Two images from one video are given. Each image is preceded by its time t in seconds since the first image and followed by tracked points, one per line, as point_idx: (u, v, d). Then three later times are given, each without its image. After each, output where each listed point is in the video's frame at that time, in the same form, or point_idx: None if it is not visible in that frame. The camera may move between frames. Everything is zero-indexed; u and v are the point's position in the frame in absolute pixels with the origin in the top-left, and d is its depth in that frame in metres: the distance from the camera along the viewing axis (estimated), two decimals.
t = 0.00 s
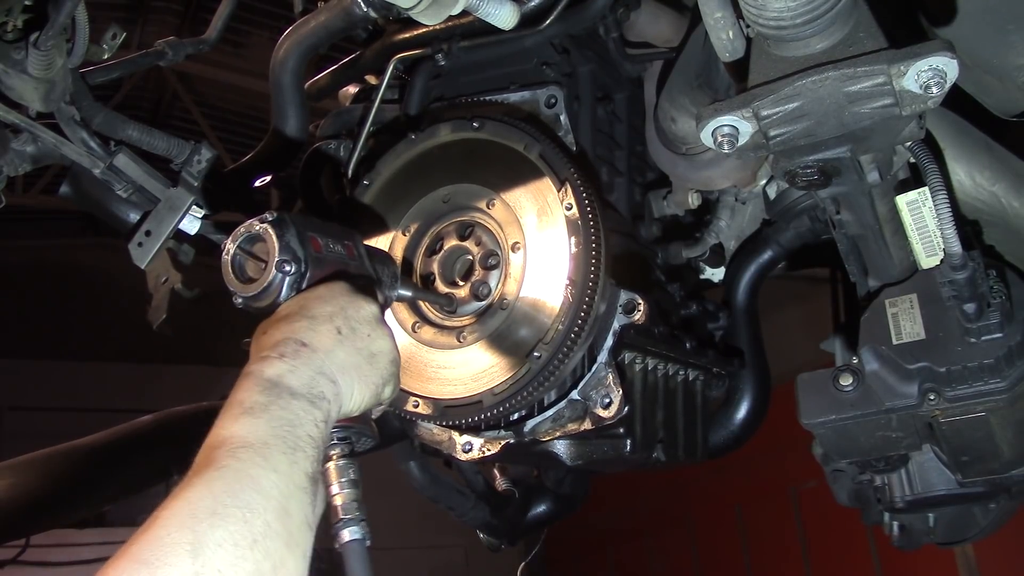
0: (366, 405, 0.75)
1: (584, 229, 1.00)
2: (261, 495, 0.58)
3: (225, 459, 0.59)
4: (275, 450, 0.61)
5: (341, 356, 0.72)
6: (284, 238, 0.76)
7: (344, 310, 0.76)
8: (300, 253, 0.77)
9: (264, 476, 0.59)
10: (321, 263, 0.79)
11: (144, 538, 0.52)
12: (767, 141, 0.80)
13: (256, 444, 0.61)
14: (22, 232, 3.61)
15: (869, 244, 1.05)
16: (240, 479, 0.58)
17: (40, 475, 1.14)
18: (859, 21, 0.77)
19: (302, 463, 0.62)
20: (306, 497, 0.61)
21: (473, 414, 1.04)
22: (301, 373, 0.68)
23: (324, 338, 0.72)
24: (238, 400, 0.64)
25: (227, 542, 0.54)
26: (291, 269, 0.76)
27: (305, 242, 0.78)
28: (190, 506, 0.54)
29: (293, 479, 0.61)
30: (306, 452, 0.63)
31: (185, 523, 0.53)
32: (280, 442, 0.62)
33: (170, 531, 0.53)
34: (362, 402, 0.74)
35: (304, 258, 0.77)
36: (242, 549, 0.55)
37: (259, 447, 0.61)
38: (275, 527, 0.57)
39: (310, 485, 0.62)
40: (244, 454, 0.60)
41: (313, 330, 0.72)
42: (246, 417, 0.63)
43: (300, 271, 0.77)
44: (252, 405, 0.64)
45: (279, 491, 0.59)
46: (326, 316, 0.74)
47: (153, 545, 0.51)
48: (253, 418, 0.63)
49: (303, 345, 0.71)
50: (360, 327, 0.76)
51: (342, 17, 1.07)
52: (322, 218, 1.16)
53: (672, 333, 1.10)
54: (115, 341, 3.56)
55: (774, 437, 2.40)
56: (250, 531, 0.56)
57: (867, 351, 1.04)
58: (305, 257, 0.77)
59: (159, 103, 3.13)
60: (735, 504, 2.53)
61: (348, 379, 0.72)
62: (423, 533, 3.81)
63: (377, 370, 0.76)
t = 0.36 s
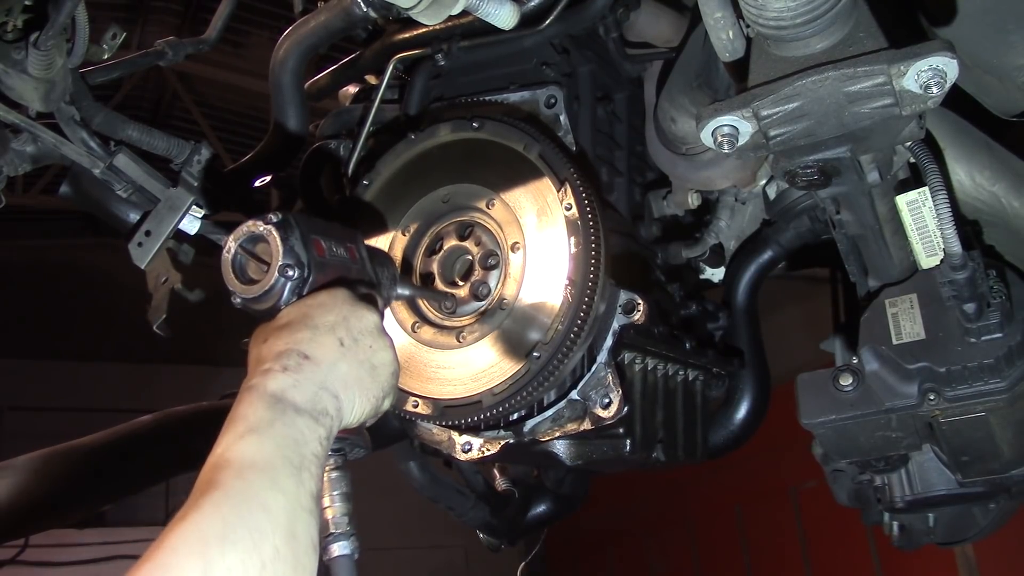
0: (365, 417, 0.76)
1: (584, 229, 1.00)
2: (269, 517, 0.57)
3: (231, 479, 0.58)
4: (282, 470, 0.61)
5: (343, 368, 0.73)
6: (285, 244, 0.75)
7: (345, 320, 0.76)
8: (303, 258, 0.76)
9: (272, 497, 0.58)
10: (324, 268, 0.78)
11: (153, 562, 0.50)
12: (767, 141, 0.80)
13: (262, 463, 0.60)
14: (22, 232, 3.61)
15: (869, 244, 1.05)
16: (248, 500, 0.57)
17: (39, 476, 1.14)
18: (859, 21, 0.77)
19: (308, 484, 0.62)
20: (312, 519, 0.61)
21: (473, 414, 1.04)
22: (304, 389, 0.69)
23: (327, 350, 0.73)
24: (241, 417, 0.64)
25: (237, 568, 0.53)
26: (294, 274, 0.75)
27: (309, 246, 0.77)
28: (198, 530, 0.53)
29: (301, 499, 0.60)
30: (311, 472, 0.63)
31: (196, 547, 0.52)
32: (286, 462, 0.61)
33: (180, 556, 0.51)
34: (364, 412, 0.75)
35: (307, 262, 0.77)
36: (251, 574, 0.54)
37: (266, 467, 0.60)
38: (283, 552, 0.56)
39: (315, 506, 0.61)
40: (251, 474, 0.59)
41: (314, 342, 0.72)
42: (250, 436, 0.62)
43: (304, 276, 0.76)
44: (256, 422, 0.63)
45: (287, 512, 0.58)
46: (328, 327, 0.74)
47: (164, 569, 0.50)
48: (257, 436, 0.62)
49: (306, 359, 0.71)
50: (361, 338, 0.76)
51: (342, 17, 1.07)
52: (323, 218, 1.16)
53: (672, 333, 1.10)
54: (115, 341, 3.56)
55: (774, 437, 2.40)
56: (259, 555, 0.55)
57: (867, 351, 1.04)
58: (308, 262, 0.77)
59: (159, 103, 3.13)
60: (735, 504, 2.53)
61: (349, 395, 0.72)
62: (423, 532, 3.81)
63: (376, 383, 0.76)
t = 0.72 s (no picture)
0: (391, 404, 0.69)
1: (584, 229, 1.00)
2: (285, 508, 0.53)
3: (246, 467, 0.54)
4: (300, 458, 0.56)
5: (366, 353, 0.66)
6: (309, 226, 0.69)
7: (368, 305, 0.69)
8: (328, 244, 0.70)
9: (288, 486, 0.54)
10: (349, 253, 0.72)
11: (162, 559, 0.48)
12: (767, 141, 0.80)
13: (279, 452, 0.56)
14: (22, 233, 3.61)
15: (869, 245, 1.05)
16: (263, 490, 0.53)
17: (40, 477, 1.13)
18: (859, 21, 0.77)
19: (327, 470, 0.57)
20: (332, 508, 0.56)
21: (473, 414, 1.04)
22: (324, 373, 0.63)
23: (348, 335, 0.66)
24: (259, 403, 0.59)
25: (252, 561, 0.50)
26: (319, 258, 0.69)
27: (334, 230, 0.71)
28: (210, 524, 0.50)
29: (319, 488, 0.56)
30: (330, 458, 0.58)
31: (207, 540, 0.49)
32: (305, 449, 0.57)
33: (189, 551, 0.48)
34: (387, 400, 0.68)
35: (332, 247, 0.70)
36: (266, 569, 0.50)
37: (283, 455, 0.56)
38: (300, 544, 0.52)
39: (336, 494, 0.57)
40: (267, 461, 0.55)
41: (337, 325, 0.66)
42: (269, 421, 0.58)
43: (327, 261, 0.69)
44: (274, 408, 0.58)
45: (304, 504, 0.54)
46: (351, 311, 0.68)
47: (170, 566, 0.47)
48: (274, 423, 0.58)
49: (327, 341, 0.64)
50: (385, 323, 0.69)
51: (342, 17, 1.07)
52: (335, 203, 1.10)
53: (672, 333, 1.10)
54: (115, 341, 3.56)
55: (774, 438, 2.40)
56: (274, 548, 0.51)
57: (867, 351, 1.04)
58: (333, 246, 0.70)
59: (159, 103, 3.13)
60: (735, 504, 2.53)
61: (371, 378, 0.66)
62: (423, 532, 3.82)
63: (398, 369, 0.69)
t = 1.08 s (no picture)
0: (416, 378, 0.71)
1: (584, 229, 1.00)
2: (307, 478, 0.53)
3: (270, 436, 0.54)
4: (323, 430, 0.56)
5: (393, 327, 0.68)
6: (330, 214, 0.74)
7: (393, 285, 0.72)
8: (349, 230, 0.75)
9: (312, 457, 0.54)
10: (370, 240, 0.77)
11: (184, 523, 0.48)
12: (767, 141, 0.80)
13: (303, 421, 0.56)
14: (21, 233, 3.61)
15: (868, 245, 1.05)
16: (285, 459, 0.53)
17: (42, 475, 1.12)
18: (859, 21, 0.77)
19: (350, 443, 0.58)
20: (353, 479, 0.57)
21: (473, 414, 1.04)
22: (352, 344, 0.64)
23: (376, 308, 0.68)
24: (285, 372, 0.59)
25: (271, 527, 0.50)
26: (340, 244, 0.73)
27: (354, 220, 0.76)
28: (233, 489, 0.50)
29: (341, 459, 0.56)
30: (353, 430, 0.58)
31: (228, 508, 0.49)
32: (328, 420, 0.57)
33: (212, 516, 0.48)
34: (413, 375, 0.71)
35: (353, 235, 0.75)
36: (285, 534, 0.51)
37: (307, 425, 0.56)
38: (319, 513, 0.53)
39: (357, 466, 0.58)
40: (291, 430, 0.55)
41: (364, 300, 0.68)
42: (294, 392, 0.58)
43: (350, 246, 0.74)
44: (300, 380, 0.58)
45: (325, 474, 0.54)
46: (377, 288, 0.70)
47: (195, 531, 0.47)
48: (300, 394, 0.58)
49: (353, 315, 0.66)
50: (409, 302, 0.72)
51: (342, 17, 1.07)
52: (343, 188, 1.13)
53: (672, 332, 1.11)
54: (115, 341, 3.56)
55: (773, 438, 2.40)
56: (293, 516, 0.51)
57: (866, 351, 1.04)
58: (354, 233, 0.75)
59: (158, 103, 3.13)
60: (735, 504, 2.53)
61: (399, 351, 0.68)
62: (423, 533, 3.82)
63: (426, 344, 0.72)
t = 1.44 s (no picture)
0: (420, 381, 0.72)
1: (584, 229, 1.00)
2: (310, 472, 0.54)
3: (275, 431, 0.55)
4: (325, 425, 0.57)
5: (399, 327, 0.70)
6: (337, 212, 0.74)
7: (400, 285, 0.74)
8: (356, 227, 0.76)
9: (314, 451, 0.55)
10: (375, 239, 0.78)
11: (190, 516, 0.48)
12: (767, 140, 0.80)
13: (307, 417, 0.57)
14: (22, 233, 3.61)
15: (868, 245, 1.05)
16: (287, 454, 0.53)
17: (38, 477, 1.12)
18: (859, 21, 0.77)
19: (352, 439, 0.58)
20: (356, 474, 0.57)
21: (473, 414, 1.04)
22: (358, 343, 0.65)
23: (381, 308, 0.70)
24: (293, 370, 0.61)
25: (274, 520, 0.50)
26: (347, 242, 0.74)
27: (360, 217, 0.77)
28: (235, 483, 0.50)
29: (344, 454, 0.57)
30: (356, 427, 0.59)
31: (231, 500, 0.49)
32: (331, 416, 0.58)
33: (216, 508, 0.48)
34: (419, 378, 0.72)
35: (359, 232, 0.76)
36: (287, 529, 0.50)
37: (310, 421, 0.57)
38: (321, 506, 0.53)
39: (361, 462, 0.58)
40: (294, 426, 0.56)
41: (371, 301, 0.70)
42: (299, 391, 0.59)
43: (356, 244, 0.75)
44: (307, 376, 0.60)
45: (327, 467, 0.55)
46: (384, 288, 0.72)
47: (200, 521, 0.47)
48: (304, 390, 0.59)
49: (361, 314, 0.68)
50: (415, 303, 0.74)
51: (342, 17, 1.07)
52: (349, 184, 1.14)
53: (672, 332, 1.11)
54: (115, 341, 3.56)
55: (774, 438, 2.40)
56: (296, 509, 0.52)
57: (867, 351, 1.04)
58: (360, 231, 0.76)
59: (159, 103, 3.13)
60: (735, 504, 2.53)
61: (403, 352, 0.69)
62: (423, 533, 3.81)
63: (431, 347, 0.72)
